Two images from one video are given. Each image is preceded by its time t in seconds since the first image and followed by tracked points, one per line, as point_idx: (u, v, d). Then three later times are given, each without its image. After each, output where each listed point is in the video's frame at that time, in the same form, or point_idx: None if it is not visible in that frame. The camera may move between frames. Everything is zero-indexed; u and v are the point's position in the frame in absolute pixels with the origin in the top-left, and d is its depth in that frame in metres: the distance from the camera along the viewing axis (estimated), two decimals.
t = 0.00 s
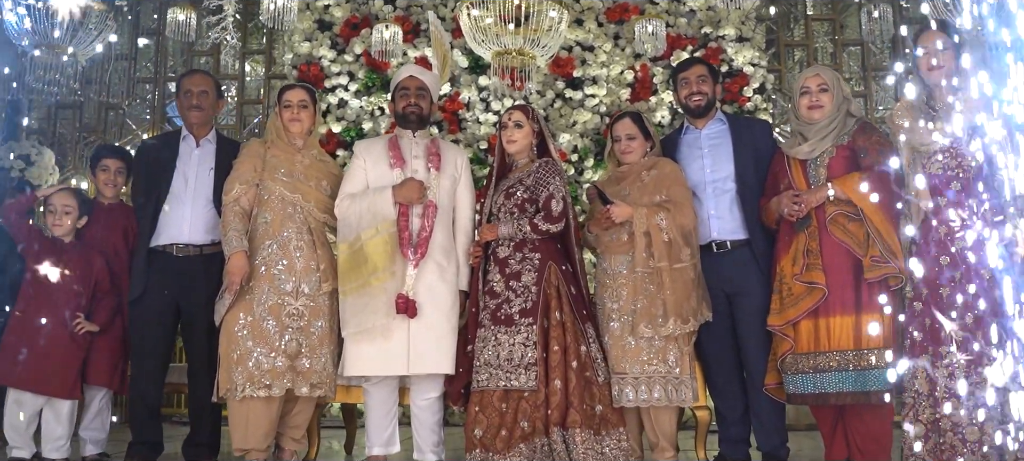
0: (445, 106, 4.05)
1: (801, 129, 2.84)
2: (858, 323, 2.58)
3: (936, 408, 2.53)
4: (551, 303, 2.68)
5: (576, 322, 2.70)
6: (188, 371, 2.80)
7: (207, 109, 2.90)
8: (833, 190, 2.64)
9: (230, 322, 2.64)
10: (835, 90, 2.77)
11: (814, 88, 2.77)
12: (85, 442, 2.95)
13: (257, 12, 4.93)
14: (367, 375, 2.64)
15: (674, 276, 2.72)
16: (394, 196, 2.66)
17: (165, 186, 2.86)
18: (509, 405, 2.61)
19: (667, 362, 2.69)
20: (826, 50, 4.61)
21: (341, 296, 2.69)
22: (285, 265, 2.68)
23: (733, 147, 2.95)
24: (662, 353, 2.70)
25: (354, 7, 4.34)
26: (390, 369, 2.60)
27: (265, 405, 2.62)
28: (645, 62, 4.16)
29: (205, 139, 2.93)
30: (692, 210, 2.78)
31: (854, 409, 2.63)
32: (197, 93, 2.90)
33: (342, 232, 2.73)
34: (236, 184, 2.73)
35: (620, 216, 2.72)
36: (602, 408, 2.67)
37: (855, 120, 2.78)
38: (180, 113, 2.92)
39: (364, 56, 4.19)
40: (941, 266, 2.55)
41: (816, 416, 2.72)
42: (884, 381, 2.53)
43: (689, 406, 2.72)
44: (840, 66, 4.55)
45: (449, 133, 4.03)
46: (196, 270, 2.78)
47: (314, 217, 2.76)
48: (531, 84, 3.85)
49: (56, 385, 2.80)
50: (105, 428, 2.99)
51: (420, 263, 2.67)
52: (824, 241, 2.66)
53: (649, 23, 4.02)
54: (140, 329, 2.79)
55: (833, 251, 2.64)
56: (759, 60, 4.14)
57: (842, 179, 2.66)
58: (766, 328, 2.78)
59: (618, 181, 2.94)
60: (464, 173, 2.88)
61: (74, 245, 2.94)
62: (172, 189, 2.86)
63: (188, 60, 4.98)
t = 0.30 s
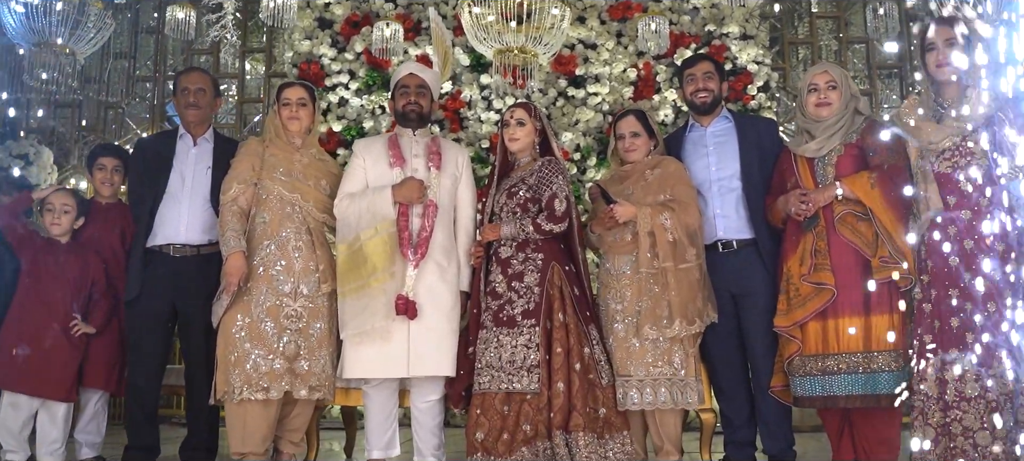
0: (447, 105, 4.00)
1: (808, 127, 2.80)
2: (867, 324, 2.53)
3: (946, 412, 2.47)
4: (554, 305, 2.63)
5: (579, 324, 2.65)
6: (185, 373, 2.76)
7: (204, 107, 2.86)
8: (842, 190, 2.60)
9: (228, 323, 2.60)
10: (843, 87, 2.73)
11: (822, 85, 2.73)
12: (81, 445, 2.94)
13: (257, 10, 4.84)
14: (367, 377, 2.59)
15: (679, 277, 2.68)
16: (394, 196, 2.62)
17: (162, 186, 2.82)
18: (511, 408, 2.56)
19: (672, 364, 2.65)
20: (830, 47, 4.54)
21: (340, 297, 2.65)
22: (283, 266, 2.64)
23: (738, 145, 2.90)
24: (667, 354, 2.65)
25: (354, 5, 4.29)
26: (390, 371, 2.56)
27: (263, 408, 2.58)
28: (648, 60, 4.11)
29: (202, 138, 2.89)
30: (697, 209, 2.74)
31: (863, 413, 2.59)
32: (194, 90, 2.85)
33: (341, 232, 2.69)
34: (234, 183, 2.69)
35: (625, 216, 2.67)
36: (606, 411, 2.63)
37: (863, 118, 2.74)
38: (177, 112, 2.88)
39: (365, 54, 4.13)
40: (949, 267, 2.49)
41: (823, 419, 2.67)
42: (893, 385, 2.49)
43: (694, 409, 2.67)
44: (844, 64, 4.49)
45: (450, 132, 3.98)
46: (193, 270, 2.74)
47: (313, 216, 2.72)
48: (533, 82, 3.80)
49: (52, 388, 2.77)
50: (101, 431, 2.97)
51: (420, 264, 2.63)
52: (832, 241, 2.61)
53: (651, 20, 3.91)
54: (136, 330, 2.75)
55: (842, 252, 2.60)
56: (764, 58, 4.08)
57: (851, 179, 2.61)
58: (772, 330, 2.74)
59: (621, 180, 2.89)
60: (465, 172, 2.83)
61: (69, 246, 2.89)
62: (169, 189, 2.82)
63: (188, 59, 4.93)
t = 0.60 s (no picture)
0: (448, 104, 3.95)
1: (815, 125, 2.75)
2: (877, 326, 2.48)
3: (956, 416, 2.43)
4: (556, 306, 2.58)
5: (582, 325, 2.60)
6: (181, 376, 2.71)
7: (200, 105, 2.81)
8: (850, 189, 2.54)
9: (225, 325, 2.56)
10: (852, 84, 2.68)
11: (831, 82, 2.69)
12: (75, 449, 2.91)
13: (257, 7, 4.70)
14: (367, 380, 2.55)
15: (684, 278, 2.63)
16: (393, 195, 2.57)
17: (157, 185, 2.78)
18: (513, 411, 2.50)
19: (677, 366, 2.60)
20: (834, 45, 4.52)
21: (339, 298, 2.61)
22: (281, 266, 2.59)
23: (744, 143, 2.85)
24: (671, 357, 2.61)
25: (354, 2, 4.21)
26: (389, 374, 2.52)
27: (260, 412, 2.54)
28: (651, 57, 4.05)
29: (198, 136, 2.85)
30: (702, 209, 2.69)
31: (872, 416, 2.54)
32: (190, 88, 2.81)
33: (340, 232, 2.64)
34: (230, 182, 2.64)
35: (629, 216, 2.62)
36: (609, 414, 2.58)
37: (872, 115, 2.69)
38: (173, 110, 2.84)
39: (365, 52, 4.08)
40: (959, 267, 2.47)
41: (831, 423, 2.62)
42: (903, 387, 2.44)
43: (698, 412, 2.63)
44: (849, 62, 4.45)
45: (452, 131, 3.93)
46: (189, 271, 2.70)
47: (311, 216, 2.67)
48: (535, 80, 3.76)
49: (49, 390, 2.73)
50: (95, 435, 2.94)
51: (420, 264, 2.59)
52: (841, 241, 2.56)
53: (654, 18, 3.87)
54: (131, 332, 2.71)
55: (850, 252, 2.55)
56: (768, 55, 4.03)
57: (859, 177, 2.56)
58: (778, 332, 2.69)
59: (625, 179, 2.85)
60: (466, 171, 2.79)
61: (65, 247, 2.85)
62: (165, 188, 2.77)
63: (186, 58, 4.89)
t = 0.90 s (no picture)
0: (448, 102, 3.90)
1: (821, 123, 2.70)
2: (885, 328, 2.43)
3: (966, 419, 2.38)
4: (558, 308, 2.54)
5: (584, 328, 2.56)
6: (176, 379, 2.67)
7: (195, 103, 2.77)
8: (858, 188, 2.48)
9: (220, 328, 2.51)
10: (861, 80, 2.63)
11: (839, 79, 2.64)
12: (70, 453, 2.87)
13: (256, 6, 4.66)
14: (364, 383, 2.50)
15: (688, 279, 2.58)
16: (391, 194, 2.53)
17: (151, 185, 2.73)
18: (513, 415, 2.45)
19: (680, 369, 2.55)
20: (838, 43, 4.45)
21: (335, 300, 2.55)
22: (277, 268, 2.55)
23: (748, 142, 2.81)
24: (675, 359, 2.56)
25: (354, 1, 4.15)
26: (387, 377, 2.47)
27: (256, 416, 2.49)
28: (653, 56, 4.01)
29: (193, 136, 2.80)
30: (705, 209, 2.64)
31: (880, 420, 2.49)
32: (185, 87, 2.78)
33: (337, 232, 2.60)
34: (225, 182, 2.59)
35: (631, 215, 2.58)
36: (612, 418, 2.53)
37: (880, 113, 2.64)
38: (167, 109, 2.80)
39: (364, 51, 4.03)
40: (968, 268, 2.43)
41: (838, 426, 2.58)
42: (912, 391, 2.39)
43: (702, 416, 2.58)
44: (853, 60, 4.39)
45: (452, 130, 3.88)
46: (184, 273, 2.66)
47: (308, 216, 2.63)
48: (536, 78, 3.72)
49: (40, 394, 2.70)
50: (90, 439, 2.89)
51: (418, 266, 2.55)
52: (848, 242, 2.51)
53: (657, 15, 3.81)
54: (125, 334, 2.67)
55: (857, 252, 2.50)
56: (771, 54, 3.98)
57: (867, 176, 2.49)
58: (783, 334, 2.64)
59: (627, 178, 2.80)
60: (465, 170, 2.74)
61: (58, 250, 2.81)
62: (159, 188, 2.73)
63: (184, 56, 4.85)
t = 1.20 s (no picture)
0: (449, 101, 3.86)
1: (828, 121, 2.64)
2: (893, 331, 2.38)
3: (976, 424, 2.33)
4: (559, 310, 2.49)
5: (586, 330, 2.50)
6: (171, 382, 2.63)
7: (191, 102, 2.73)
8: (866, 188, 2.44)
9: (215, 330, 2.46)
10: (869, 78, 2.59)
11: (848, 76, 2.60)
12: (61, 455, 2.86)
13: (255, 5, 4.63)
14: (362, 386, 2.46)
15: (693, 280, 2.53)
16: (388, 194, 2.48)
17: (146, 185, 2.69)
18: (514, 419, 2.41)
19: (684, 372, 2.50)
20: (842, 41, 4.37)
21: (333, 302, 2.51)
22: (273, 269, 2.50)
23: (753, 141, 2.76)
24: (679, 362, 2.51)
25: None
26: (385, 380, 2.42)
27: (252, 420, 2.45)
28: (656, 54, 3.96)
29: (189, 135, 2.76)
30: (710, 209, 2.60)
31: (888, 425, 2.45)
32: (180, 85, 2.74)
33: (334, 232, 2.55)
34: (221, 182, 2.55)
35: (635, 216, 2.53)
36: (614, 422, 2.47)
37: (889, 112, 2.59)
38: (162, 108, 2.76)
39: (364, 49, 3.98)
40: (978, 269, 2.38)
41: (845, 431, 2.53)
42: (921, 395, 2.35)
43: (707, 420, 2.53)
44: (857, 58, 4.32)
45: (452, 130, 3.84)
46: (179, 274, 2.61)
47: (305, 217, 2.58)
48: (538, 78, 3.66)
49: (34, 398, 2.69)
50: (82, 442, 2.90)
51: (416, 267, 2.50)
52: (855, 242, 2.46)
53: (659, 13, 3.77)
54: (119, 337, 2.63)
55: (865, 254, 2.44)
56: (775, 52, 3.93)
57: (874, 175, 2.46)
58: (788, 336, 2.60)
59: (630, 178, 2.75)
60: (465, 169, 2.69)
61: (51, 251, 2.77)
62: (154, 188, 2.69)
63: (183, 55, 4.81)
